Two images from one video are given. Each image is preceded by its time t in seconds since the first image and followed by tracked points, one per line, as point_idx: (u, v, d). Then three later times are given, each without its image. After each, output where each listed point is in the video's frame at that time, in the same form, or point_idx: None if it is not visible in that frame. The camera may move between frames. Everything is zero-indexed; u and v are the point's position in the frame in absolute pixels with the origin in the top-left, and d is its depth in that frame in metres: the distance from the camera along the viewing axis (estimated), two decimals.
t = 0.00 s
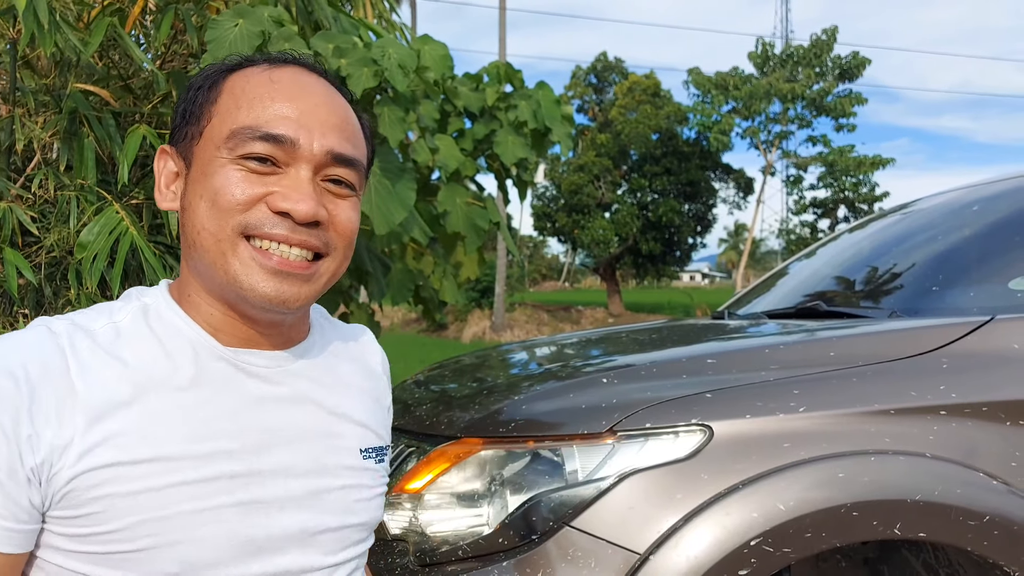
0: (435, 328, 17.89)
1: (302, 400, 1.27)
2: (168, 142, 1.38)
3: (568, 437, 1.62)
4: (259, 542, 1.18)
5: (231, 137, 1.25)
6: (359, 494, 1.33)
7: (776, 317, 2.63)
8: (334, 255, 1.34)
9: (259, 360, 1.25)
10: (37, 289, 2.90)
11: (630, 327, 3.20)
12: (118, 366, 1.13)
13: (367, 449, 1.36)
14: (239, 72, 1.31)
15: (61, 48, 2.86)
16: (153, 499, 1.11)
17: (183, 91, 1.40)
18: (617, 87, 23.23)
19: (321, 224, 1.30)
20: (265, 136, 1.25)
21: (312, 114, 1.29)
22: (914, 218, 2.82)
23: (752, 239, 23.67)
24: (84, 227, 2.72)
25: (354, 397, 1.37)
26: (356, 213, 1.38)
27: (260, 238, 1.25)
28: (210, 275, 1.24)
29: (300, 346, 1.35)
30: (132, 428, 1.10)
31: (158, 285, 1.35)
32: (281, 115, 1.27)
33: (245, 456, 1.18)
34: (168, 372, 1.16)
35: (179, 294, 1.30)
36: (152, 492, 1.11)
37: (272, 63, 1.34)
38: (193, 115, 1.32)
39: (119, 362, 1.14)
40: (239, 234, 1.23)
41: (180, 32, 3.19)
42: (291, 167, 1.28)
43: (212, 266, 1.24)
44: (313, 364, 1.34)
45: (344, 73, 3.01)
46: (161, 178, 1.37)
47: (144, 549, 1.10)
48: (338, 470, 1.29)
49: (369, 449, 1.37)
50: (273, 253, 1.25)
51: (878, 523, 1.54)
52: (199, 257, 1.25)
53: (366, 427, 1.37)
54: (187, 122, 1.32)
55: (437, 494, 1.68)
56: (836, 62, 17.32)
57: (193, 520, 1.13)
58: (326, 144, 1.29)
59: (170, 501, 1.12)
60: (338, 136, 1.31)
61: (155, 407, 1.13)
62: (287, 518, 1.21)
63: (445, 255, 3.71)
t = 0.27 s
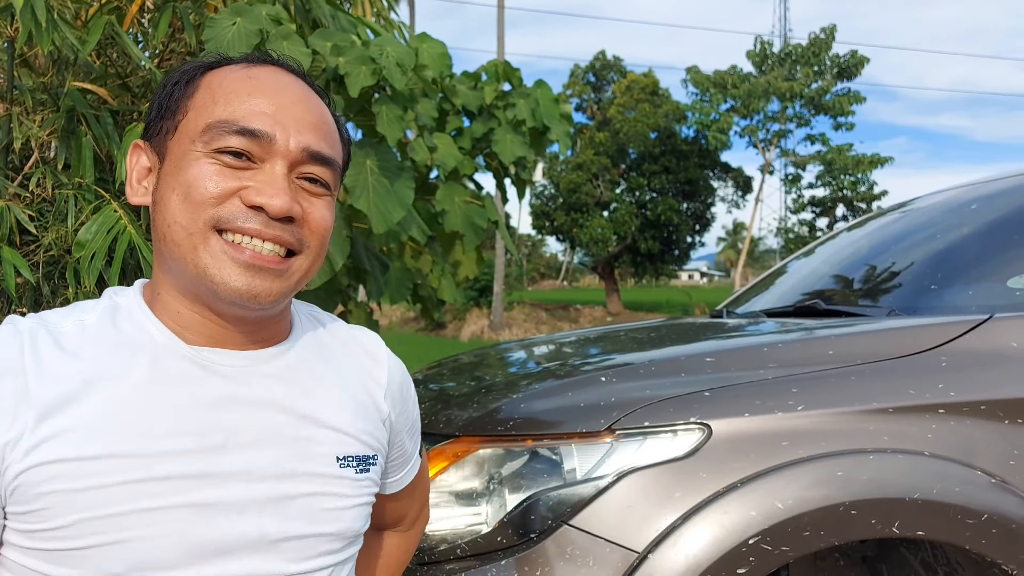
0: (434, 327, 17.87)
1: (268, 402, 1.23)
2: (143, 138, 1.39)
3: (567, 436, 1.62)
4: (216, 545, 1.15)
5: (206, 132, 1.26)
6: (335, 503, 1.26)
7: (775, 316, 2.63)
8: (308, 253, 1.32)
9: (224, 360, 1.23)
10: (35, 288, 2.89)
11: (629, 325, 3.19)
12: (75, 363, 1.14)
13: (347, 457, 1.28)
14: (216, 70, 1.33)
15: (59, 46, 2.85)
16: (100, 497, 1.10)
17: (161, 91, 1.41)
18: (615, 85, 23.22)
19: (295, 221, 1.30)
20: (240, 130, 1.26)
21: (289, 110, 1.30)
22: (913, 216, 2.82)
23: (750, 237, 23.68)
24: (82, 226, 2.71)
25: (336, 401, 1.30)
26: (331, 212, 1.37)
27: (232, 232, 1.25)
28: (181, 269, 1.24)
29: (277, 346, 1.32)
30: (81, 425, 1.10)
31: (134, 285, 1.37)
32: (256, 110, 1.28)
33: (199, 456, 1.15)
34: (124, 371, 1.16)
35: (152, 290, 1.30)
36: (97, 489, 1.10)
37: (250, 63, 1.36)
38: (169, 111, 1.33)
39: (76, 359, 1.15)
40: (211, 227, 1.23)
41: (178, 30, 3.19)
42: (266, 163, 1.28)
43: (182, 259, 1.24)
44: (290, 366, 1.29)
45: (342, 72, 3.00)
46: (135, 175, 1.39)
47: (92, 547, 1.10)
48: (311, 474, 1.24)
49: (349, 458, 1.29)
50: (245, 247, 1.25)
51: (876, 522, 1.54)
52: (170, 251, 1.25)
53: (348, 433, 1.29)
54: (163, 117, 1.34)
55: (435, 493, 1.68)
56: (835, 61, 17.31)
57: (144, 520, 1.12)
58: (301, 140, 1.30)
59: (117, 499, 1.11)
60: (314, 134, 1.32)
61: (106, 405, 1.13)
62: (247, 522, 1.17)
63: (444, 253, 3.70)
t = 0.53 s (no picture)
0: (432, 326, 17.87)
1: (265, 402, 1.23)
2: (142, 133, 1.39)
3: (565, 434, 1.62)
4: (212, 545, 1.15)
5: (208, 129, 1.26)
6: (330, 502, 1.27)
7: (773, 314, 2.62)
8: (308, 253, 1.32)
9: (222, 359, 1.23)
10: (32, 286, 2.89)
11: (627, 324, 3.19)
12: (70, 361, 1.14)
13: (342, 456, 1.29)
14: (218, 66, 1.33)
15: (57, 44, 2.84)
16: (98, 497, 1.10)
17: (161, 86, 1.41)
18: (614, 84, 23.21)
19: (296, 221, 1.29)
20: (241, 128, 1.26)
21: (291, 109, 1.30)
22: (911, 214, 2.82)
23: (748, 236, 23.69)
24: (80, 224, 2.71)
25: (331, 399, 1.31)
26: (332, 212, 1.37)
27: (232, 231, 1.24)
28: (181, 267, 1.24)
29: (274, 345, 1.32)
30: (79, 424, 1.10)
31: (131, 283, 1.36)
32: (258, 107, 1.28)
33: (197, 456, 1.15)
34: (121, 369, 1.16)
35: (150, 287, 1.30)
36: (96, 489, 1.09)
37: (252, 59, 1.36)
38: (169, 106, 1.33)
39: (71, 358, 1.14)
40: (211, 225, 1.23)
41: (176, 28, 3.18)
42: (267, 161, 1.28)
43: (182, 257, 1.24)
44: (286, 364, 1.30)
45: (341, 70, 2.98)
46: (133, 170, 1.38)
47: (89, 547, 1.10)
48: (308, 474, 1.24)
49: (344, 457, 1.29)
50: (245, 246, 1.25)
51: (875, 520, 1.54)
52: (170, 249, 1.25)
53: (344, 432, 1.30)
54: (163, 112, 1.34)
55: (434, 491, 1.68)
56: (833, 59, 17.32)
57: (141, 520, 1.11)
58: (303, 139, 1.30)
59: (116, 499, 1.10)
60: (316, 132, 1.32)
61: (105, 404, 1.13)
62: (243, 522, 1.17)
63: (442, 252, 3.69)
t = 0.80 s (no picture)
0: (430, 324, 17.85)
1: (268, 398, 1.24)
2: (134, 130, 1.36)
3: (563, 433, 1.61)
4: (225, 545, 1.15)
5: (208, 131, 1.24)
6: (328, 498, 1.28)
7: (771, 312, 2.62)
8: (310, 256, 1.32)
9: (225, 358, 1.23)
10: (28, 284, 2.88)
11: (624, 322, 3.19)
12: (74, 368, 1.12)
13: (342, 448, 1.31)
14: (214, 62, 1.30)
15: (53, 42, 2.83)
16: (115, 505, 1.09)
17: (152, 80, 1.37)
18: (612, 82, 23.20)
19: (299, 225, 1.29)
20: (244, 131, 1.24)
21: (292, 110, 1.28)
22: (908, 212, 2.82)
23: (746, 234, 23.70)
24: (76, 222, 2.69)
25: (329, 393, 1.32)
26: (332, 213, 1.36)
27: (236, 237, 1.23)
28: (183, 273, 1.23)
29: (273, 341, 1.32)
30: (89, 430, 1.09)
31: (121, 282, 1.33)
32: (260, 109, 1.25)
33: (208, 457, 1.16)
34: (126, 372, 1.14)
35: (147, 289, 1.28)
36: (111, 496, 1.09)
37: (249, 55, 1.33)
38: (165, 104, 1.30)
39: (75, 365, 1.13)
40: (215, 232, 1.22)
41: (172, 26, 3.17)
42: (269, 164, 1.27)
43: (185, 264, 1.22)
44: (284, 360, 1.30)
45: (337, 68, 2.96)
46: (126, 168, 1.36)
47: (107, 556, 1.09)
48: (312, 470, 1.26)
49: (343, 448, 1.31)
50: (249, 252, 1.24)
51: (873, 518, 1.54)
52: (171, 254, 1.23)
53: (343, 424, 1.32)
54: (158, 110, 1.31)
55: (431, 490, 1.67)
56: (831, 57, 17.32)
57: (156, 525, 1.11)
58: (306, 142, 1.28)
59: (131, 505, 1.10)
60: (318, 133, 1.30)
61: (112, 409, 1.11)
62: (252, 520, 1.18)
63: (440, 250, 3.69)
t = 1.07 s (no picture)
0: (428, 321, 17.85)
1: (280, 399, 1.24)
2: (140, 128, 1.36)
3: (562, 430, 1.61)
4: (239, 547, 1.15)
5: (211, 122, 1.24)
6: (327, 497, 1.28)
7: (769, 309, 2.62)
8: (319, 244, 1.31)
9: (240, 356, 1.24)
10: (25, 281, 2.87)
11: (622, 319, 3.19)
12: (87, 370, 1.11)
13: (352, 450, 1.31)
14: (215, 54, 1.30)
15: (50, 38, 2.82)
16: (130, 506, 1.08)
17: (155, 77, 1.37)
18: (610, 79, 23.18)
19: (307, 213, 1.28)
20: (247, 120, 1.23)
21: (294, 97, 1.28)
22: (907, 209, 2.82)
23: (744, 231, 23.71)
24: (73, 219, 2.68)
25: (337, 396, 1.33)
26: (340, 200, 1.36)
27: (243, 227, 1.22)
28: (192, 266, 1.22)
29: (283, 342, 1.33)
30: (104, 432, 1.08)
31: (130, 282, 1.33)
32: (262, 97, 1.25)
33: (223, 458, 1.15)
34: (138, 374, 1.14)
35: (157, 286, 1.28)
36: (127, 498, 1.08)
37: (249, 45, 1.33)
38: (168, 99, 1.30)
39: (88, 366, 1.12)
40: (222, 223, 1.21)
41: (170, 22, 3.15)
42: (274, 152, 1.26)
43: (194, 257, 1.22)
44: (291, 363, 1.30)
45: (335, 65, 2.95)
46: (133, 166, 1.35)
47: (122, 559, 1.08)
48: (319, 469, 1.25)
49: (353, 451, 1.32)
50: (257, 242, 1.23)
51: (872, 515, 1.54)
52: (179, 248, 1.23)
53: (352, 426, 1.32)
54: (162, 105, 1.31)
55: (429, 487, 1.67)
56: (829, 55, 17.32)
57: (171, 527, 1.10)
58: (309, 128, 1.28)
59: (147, 507, 1.09)
60: (322, 119, 1.30)
61: (127, 410, 1.11)
62: (268, 522, 1.18)
63: (438, 247, 3.69)
